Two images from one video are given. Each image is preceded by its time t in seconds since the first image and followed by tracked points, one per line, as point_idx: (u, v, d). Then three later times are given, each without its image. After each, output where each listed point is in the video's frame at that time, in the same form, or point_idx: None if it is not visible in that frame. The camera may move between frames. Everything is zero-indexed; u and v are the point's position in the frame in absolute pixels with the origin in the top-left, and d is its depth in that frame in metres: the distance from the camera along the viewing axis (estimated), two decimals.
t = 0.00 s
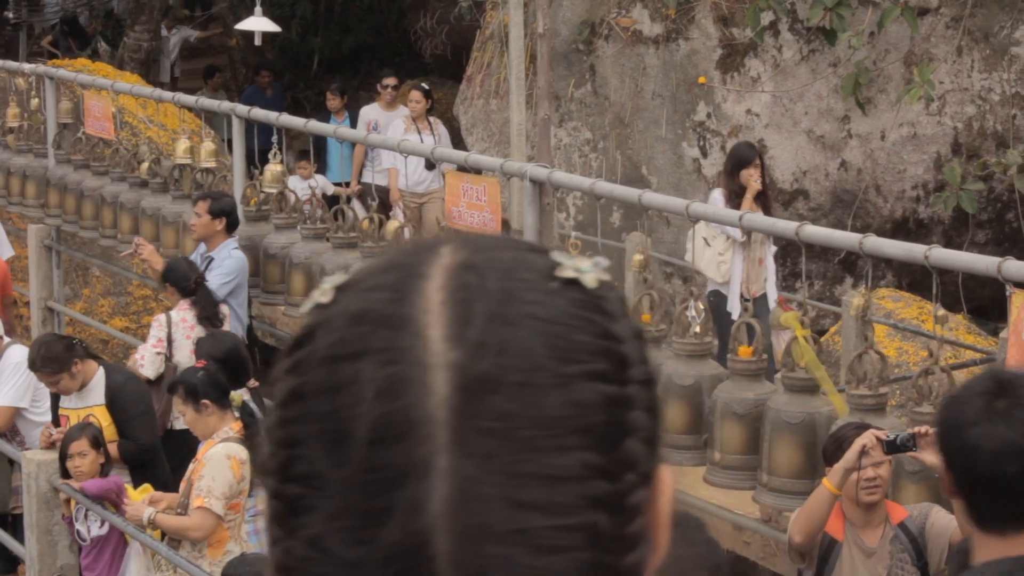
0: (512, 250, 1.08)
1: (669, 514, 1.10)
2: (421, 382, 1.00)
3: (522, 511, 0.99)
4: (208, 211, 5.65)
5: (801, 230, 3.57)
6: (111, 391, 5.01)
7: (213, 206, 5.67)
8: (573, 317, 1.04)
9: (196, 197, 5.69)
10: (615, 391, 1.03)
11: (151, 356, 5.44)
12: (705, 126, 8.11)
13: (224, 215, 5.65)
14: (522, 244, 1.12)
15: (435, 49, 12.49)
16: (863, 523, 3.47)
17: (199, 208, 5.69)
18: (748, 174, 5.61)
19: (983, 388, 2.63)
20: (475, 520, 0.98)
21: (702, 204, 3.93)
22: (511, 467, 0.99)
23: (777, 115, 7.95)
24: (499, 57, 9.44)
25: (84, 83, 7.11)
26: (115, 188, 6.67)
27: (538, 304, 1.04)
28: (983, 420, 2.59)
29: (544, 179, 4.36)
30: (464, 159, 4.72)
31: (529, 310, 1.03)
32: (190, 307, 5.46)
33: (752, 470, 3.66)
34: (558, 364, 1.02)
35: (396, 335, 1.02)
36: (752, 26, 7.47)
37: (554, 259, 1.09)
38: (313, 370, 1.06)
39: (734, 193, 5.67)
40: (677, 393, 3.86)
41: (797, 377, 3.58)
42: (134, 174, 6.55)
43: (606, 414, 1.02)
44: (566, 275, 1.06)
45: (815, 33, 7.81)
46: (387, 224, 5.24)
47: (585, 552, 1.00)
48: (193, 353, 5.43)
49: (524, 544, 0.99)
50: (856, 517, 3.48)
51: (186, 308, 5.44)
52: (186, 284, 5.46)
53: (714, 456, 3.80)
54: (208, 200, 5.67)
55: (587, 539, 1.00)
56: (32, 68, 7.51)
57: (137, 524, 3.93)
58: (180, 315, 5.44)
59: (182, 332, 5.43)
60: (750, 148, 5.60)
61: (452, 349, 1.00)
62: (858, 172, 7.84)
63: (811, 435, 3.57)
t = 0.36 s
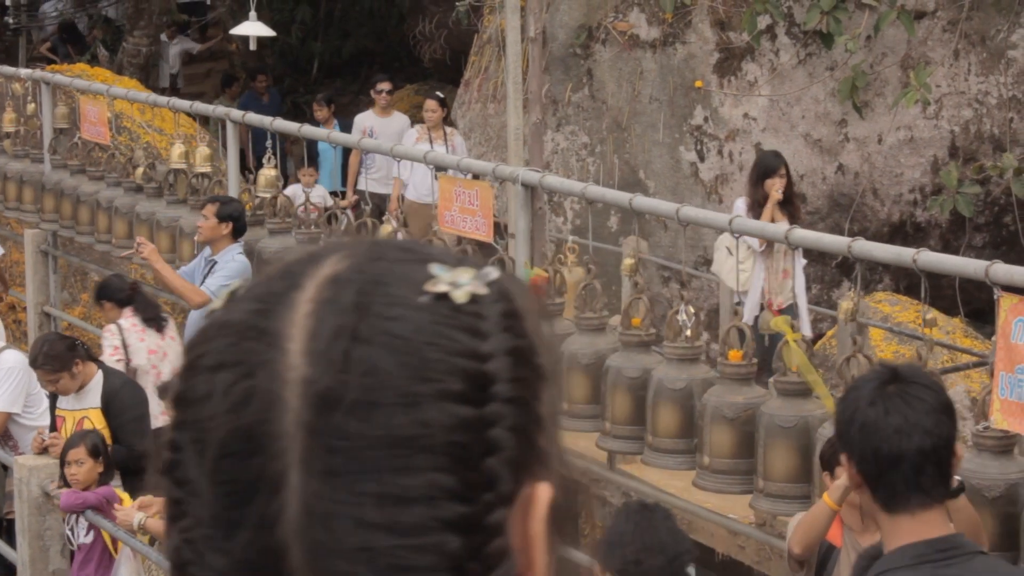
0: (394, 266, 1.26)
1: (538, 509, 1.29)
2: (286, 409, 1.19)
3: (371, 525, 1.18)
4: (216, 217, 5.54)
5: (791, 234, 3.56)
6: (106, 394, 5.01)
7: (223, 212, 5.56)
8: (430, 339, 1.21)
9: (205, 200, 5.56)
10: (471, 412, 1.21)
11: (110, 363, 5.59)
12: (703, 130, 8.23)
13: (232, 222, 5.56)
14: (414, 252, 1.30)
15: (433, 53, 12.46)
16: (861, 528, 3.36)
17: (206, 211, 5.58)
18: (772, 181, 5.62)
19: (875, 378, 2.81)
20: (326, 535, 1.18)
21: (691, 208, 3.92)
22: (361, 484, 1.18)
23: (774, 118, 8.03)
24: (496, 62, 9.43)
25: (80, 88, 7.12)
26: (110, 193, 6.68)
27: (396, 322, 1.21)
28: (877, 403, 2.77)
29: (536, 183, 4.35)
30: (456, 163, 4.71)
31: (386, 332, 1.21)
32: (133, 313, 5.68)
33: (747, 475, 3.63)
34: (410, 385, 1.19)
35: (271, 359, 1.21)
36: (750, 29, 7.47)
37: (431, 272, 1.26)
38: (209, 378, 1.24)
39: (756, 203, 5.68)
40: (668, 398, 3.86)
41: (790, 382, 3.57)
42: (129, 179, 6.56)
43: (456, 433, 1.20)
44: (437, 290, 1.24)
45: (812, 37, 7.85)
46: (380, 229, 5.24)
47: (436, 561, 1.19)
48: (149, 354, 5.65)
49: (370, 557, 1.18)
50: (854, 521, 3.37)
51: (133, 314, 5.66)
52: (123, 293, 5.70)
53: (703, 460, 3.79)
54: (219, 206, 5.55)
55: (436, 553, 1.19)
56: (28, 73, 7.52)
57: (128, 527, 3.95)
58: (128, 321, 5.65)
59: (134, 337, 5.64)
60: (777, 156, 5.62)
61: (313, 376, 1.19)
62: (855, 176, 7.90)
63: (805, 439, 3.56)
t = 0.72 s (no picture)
0: (336, 274, 1.22)
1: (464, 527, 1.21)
2: (214, 415, 1.17)
3: (286, 533, 1.14)
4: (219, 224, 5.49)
5: (784, 237, 3.57)
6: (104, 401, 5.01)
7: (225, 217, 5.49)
8: (355, 353, 1.16)
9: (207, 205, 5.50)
10: (393, 428, 1.16)
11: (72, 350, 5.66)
12: (700, 133, 8.24)
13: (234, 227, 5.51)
14: (362, 263, 1.24)
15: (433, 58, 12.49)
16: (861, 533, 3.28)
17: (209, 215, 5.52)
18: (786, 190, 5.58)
19: (862, 442, 2.88)
20: (244, 547, 1.16)
21: (685, 212, 3.92)
22: (278, 495, 1.14)
23: (773, 122, 8.05)
24: (495, 66, 9.44)
25: (78, 92, 7.12)
26: (108, 197, 6.67)
27: (324, 331, 1.17)
28: (862, 472, 2.85)
29: (531, 187, 4.35)
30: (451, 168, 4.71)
31: (311, 343, 1.16)
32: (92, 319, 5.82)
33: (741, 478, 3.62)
34: (331, 399, 1.14)
35: (204, 372, 1.19)
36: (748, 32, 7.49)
37: (368, 282, 1.20)
38: (147, 380, 1.23)
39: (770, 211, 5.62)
40: (663, 401, 3.86)
41: (783, 385, 3.57)
42: (126, 183, 6.56)
43: (377, 448, 1.15)
44: (371, 300, 1.19)
45: (809, 40, 7.87)
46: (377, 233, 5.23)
47: None
48: (110, 344, 5.72)
49: (284, 569, 1.15)
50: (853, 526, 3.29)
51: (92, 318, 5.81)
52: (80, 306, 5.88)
53: (698, 463, 3.79)
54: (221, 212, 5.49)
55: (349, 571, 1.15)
56: (26, 78, 7.53)
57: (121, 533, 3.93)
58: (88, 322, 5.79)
59: (95, 332, 5.75)
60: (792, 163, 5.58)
61: (239, 385, 1.16)
62: (853, 180, 7.91)
63: (797, 442, 3.55)
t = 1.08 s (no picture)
0: (304, 273, 1.21)
1: (406, 538, 1.17)
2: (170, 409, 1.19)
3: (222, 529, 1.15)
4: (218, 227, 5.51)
5: (782, 240, 3.56)
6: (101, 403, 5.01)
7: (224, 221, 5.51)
8: (295, 353, 1.15)
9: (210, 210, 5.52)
10: (334, 430, 1.13)
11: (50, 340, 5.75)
12: (701, 136, 8.23)
13: (235, 231, 5.51)
14: (338, 266, 1.23)
15: (434, 62, 12.49)
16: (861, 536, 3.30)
17: (210, 219, 5.54)
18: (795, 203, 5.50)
19: (856, 450, 2.96)
20: (188, 543, 1.17)
21: (682, 215, 3.92)
22: (217, 492, 1.15)
23: (772, 126, 8.04)
24: (495, 70, 9.44)
25: (77, 95, 7.13)
26: (108, 201, 6.67)
27: (273, 329, 1.16)
28: (853, 479, 2.92)
29: (529, 190, 4.35)
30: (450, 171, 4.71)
31: (256, 340, 1.16)
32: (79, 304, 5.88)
33: (736, 481, 3.61)
34: (269, 396, 1.14)
35: (167, 368, 1.21)
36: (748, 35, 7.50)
37: (329, 285, 1.19)
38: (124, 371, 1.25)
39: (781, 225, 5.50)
40: (660, 404, 3.86)
41: (779, 389, 3.55)
42: (126, 187, 6.56)
43: (317, 450, 1.13)
44: (327, 301, 1.17)
45: (809, 43, 7.87)
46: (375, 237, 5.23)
47: None
48: (89, 338, 5.79)
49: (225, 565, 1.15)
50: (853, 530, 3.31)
51: (78, 303, 5.87)
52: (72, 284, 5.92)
53: (696, 466, 3.79)
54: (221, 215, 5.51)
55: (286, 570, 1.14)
56: (26, 81, 7.53)
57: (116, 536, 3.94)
58: (73, 309, 5.85)
59: (78, 322, 5.82)
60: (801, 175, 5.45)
61: (192, 380, 1.18)
62: (853, 183, 7.91)
63: (792, 445, 3.53)
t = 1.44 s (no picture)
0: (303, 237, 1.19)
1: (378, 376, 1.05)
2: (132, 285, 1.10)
3: (189, 390, 1.01)
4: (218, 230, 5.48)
5: (784, 243, 3.56)
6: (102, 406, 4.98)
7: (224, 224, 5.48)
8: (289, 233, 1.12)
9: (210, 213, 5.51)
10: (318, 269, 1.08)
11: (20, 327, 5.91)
12: (702, 140, 8.23)
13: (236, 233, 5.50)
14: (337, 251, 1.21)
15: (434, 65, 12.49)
16: (864, 540, 3.34)
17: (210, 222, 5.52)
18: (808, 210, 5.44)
19: (779, 501, 3.18)
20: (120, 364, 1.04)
21: (684, 217, 3.91)
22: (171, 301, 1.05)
23: (773, 129, 8.05)
24: (496, 72, 9.43)
25: (78, 97, 7.12)
26: (108, 203, 6.66)
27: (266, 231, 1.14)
28: (776, 528, 3.14)
29: (531, 193, 4.34)
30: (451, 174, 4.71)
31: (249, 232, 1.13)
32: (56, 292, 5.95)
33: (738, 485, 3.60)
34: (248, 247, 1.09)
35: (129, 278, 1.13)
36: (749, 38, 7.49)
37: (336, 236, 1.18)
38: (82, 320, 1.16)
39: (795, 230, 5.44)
40: (661, 407, 3.85)
41: (782, 392, 3.55)
42: (127, 190, 6.54)
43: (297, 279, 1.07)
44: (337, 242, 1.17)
45: (810, 46, 7.88)
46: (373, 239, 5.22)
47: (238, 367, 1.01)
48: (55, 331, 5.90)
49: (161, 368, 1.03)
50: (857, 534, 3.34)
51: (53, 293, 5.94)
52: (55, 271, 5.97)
53: (696, 469, 3.78)
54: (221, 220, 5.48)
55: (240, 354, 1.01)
56: (27, 84, 7.52)
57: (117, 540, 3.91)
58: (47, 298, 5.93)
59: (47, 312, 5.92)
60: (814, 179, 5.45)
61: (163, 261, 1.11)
62: (854, 186, 7.94)
63: (795, 449, 3.54)
